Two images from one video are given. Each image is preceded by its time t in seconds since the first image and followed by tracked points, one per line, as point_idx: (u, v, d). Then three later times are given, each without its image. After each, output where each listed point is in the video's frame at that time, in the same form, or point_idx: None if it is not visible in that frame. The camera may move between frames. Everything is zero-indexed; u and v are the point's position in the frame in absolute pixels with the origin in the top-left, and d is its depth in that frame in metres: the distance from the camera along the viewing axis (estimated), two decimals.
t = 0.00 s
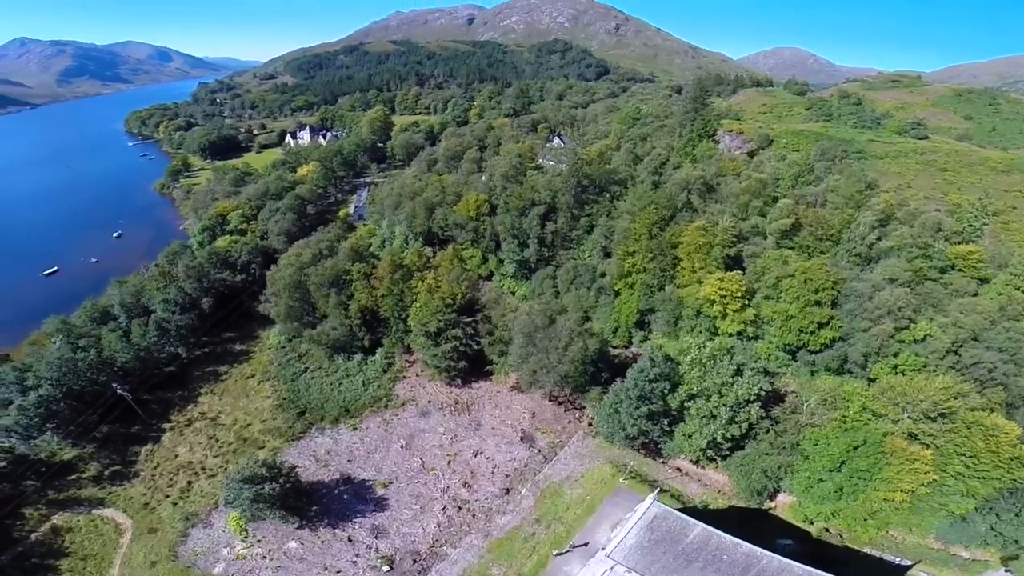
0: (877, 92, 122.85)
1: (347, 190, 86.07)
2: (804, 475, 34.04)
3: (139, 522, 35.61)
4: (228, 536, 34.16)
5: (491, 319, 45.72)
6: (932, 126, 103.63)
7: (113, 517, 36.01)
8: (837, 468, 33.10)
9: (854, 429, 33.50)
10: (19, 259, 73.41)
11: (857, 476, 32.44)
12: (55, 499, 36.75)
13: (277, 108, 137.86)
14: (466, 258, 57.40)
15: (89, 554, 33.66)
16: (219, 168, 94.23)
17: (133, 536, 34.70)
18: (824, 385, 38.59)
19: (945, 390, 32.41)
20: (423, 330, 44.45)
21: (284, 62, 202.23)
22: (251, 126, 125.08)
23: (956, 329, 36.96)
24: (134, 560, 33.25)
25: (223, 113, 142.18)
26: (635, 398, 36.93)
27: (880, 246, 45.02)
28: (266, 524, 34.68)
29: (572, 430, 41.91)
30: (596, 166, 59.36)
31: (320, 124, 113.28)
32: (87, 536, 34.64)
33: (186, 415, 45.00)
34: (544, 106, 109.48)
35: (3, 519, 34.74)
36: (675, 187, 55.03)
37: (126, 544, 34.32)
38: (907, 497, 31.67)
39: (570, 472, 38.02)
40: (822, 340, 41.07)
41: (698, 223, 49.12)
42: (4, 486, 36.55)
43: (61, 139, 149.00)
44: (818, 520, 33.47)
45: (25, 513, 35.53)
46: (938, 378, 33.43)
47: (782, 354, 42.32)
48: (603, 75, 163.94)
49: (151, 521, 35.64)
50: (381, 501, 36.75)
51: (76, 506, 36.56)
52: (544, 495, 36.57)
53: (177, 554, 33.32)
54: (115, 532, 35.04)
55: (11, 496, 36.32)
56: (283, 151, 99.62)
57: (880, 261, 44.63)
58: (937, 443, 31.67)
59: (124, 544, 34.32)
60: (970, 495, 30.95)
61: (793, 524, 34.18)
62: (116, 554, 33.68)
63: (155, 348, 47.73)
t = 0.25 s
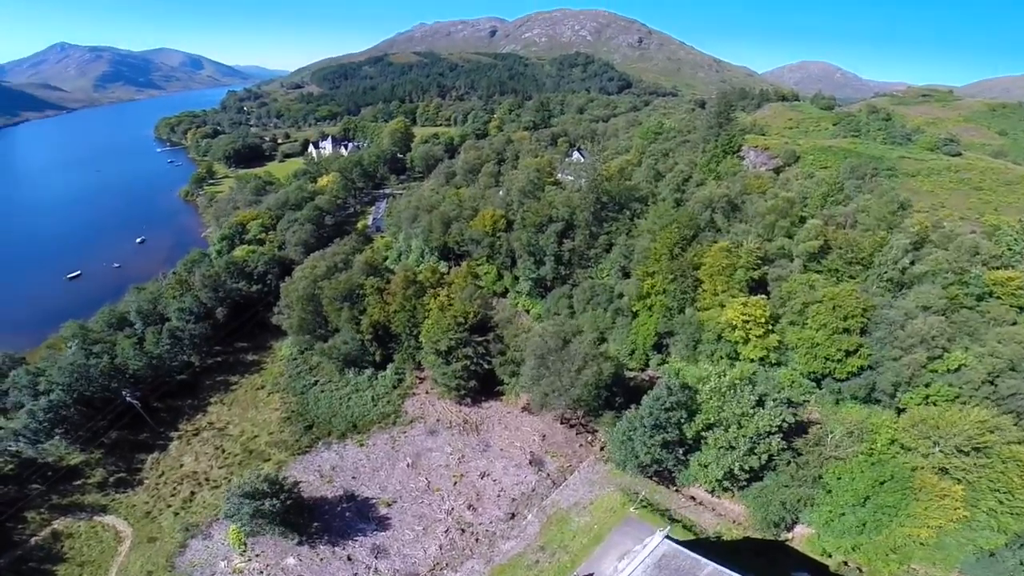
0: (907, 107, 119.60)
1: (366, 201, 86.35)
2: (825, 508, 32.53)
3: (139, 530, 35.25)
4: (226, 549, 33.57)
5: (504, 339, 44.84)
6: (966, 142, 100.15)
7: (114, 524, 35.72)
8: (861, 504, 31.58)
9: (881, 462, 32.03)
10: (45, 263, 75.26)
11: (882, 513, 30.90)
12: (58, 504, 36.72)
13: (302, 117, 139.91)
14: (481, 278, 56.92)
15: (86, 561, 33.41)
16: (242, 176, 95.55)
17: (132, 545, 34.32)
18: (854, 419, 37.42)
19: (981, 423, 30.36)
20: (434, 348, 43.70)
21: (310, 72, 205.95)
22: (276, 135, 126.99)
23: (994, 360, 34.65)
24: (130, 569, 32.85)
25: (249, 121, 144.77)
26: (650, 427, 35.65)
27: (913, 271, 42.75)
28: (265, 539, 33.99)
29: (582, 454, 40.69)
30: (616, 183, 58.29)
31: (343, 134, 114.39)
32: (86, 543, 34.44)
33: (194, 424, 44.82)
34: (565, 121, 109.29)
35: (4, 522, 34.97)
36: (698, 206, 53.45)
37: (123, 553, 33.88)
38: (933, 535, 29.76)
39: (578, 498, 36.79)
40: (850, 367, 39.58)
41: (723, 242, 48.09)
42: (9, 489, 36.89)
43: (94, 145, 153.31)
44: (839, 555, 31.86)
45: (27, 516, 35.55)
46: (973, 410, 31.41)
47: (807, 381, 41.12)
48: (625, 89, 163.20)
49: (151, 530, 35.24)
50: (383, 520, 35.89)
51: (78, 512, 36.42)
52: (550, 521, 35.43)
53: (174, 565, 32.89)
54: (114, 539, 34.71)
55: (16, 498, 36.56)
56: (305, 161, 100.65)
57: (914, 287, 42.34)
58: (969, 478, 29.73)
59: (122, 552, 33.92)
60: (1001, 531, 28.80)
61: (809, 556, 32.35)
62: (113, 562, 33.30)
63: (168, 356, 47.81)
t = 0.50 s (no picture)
0: (935, 119, 116.35)
1: (381, 211, 86.53)
2: (844, 539, 30.90)
3: (138, 538, 34.79)
4: (224, 562, 32.86)
5: (514, 358, 43.88)
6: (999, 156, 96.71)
7: (114, 532, 35.24)
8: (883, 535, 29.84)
9: (907, 494, 30.55)
10: (66, 266, 76.35)
11: (903, 544, 28.87)
12: (60, 509, 36.43)
13: (322, 126, 141.37)
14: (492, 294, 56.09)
15: (83, 568, 32.93)
16: (261, 184, 96.40)
17: (129, 554, 33.80)
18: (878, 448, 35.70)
19: (1015, 453, 28.43)
20: (443, 365, 42.80)
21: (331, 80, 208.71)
22: (296, 143, 128.31)
23: None
24: None
25: (271, 129, 146.68)
26: (664, 454, 34.28)
27: (945, 293, 40.30)
28: (264, 553, 33.18)
29: (592, 477, 39.32)
30: (633, 197, 57.08)
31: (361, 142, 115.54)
32: (84, 549, 33.97)
33: (200, 433, 44.41)
34: (581, 134, 108.74)
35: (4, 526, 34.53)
36: (719, 223, 51.75)
37: (120, 562, 33.31)
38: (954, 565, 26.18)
39: (585, 522, 35.43)
40: (875, 393, 37.74)
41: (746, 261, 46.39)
42: (12, 492, 36.57)
43: (121, 149, 156.50)
44: None
45: (28, 521, 35.30)
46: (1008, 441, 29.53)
47: (829, 406, 39.40)
48: (643, 100, 162.13)
49: (150, 539, 34.74)
50: (383, 538, 34.86)
51: (79, 518, 36.09)
52: (555, 546, 34.14)
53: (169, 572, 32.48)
54: (112, 547, 34.22)
55: (18, 502, 36.20)
56: (323, 171, 101.34)
57: (946, 310, 40.06)
58: (1000, 510, 27.74)
59: (118, 561, 33.35)
60: None
61: None
62: (109, 571, 32.74)
63: (177, 364, 47.53)
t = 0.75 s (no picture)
0: (961, 129, 113.23)
1: (394, 220, 87.06)
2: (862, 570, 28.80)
3: (136, 547, 34.35)
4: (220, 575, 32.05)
5: (523, 373, 42.65)
6: None
7: (112, 539, 34.86)
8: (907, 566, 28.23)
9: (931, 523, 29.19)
10: (82, 270, 77.02)
11: None
12: (60, 515, 36.25)
13: (338, 132, 142.18)
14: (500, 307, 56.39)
15: None
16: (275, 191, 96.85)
17: (125, 563, 33.31)
18: (901, 474, 34.14)
19: None
20: (449, 380, 41.90)
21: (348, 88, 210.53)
22: (312, 149, 129.14)
23: None
24: None
25: (288, 135, 147.92)
26: (676, 480, 32.81)
27: (976, 315, 38.32)
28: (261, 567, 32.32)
29: (600, 498, 37.94)
30: (649, 209, 55.83)
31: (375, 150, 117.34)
32: (81, 556, 33.64)
33: (204, 442, 43.78)
34: (596, 144, 107.92)
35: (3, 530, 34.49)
36: (738, 237, 50.12)
37: (116, 570, 32.86)
38: None
39: (591, 545, 34.19)
40: (900, 416, 35.99)
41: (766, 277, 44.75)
42: (14, 496, 36.60)
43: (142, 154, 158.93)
44: None
45: (27, 526, 35.08)
46: None
47: (850, 428, 37.82)
48: (660, 108, 160.75)
49: (147, 547, 34.27)
50: (383, 555, 33.89)
51: (79, 524, 35.80)
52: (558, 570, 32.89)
53: None
54: (110, 555, 33.83)
55: (20, 507, 36.17)
56: (337, 178, 101.68)
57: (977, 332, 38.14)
58: None
59: (115, 569, 32.90)
60: None
61: None
62: None
63: (184, 372, 46.99)
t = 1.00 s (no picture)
0: (987, 137, 110.19)
1: (406, 226, 88.18)
2: None
3: (134, 555, 33.38)
4: None
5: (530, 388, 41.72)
6: None
7: (111, 547, 33.95)
8: None
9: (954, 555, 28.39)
10: (96, 272, 77.67)
11: None
12: (60, 520, 35.40)
13: (353, 138, 142.82)
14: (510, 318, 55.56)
15: None
16: (289, 196, 97.24)
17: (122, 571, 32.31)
18: (923, 500, 32.62)
19: None
20: (454, 395, 41.31)
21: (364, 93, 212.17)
22: (327, 154, 129.69)
23: None
24: None
25: (304, 140, 148.87)
26: (687, 504, 31.59)
27: (1009, 335, 36.40)
28: None
29: (607, 518, 36.70)
30: (664, 219, 54.60)
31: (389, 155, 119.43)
32: (78, 562, 32.73)
33: (207, 450, 43.11)
34: (610, 152, 106.87)
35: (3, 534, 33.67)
36: (756, 250, 48.63)
37: None
38: None
39: (597, 566, 32.64)
40: (923, 439, 34.27)
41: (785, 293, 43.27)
42: (16, 500, 35.65)
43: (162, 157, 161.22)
44: None
45: (26, 530, 34.24)
46: None
47: (870, 448, 36.39)
48: (675, 116, 159.34)
49: (145, 555, 33.29)
50: (381, 571, 32.95)
51: (78, 530, 34.95)
52: None
53: None
54: (108, 563, 32.86)
55: (20, 511, 35.29)
56: (350, 185, 101.86)
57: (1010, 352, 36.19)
58: None
59: None
60: None
61: None
62: None
63: (190, 379, 46.57)
